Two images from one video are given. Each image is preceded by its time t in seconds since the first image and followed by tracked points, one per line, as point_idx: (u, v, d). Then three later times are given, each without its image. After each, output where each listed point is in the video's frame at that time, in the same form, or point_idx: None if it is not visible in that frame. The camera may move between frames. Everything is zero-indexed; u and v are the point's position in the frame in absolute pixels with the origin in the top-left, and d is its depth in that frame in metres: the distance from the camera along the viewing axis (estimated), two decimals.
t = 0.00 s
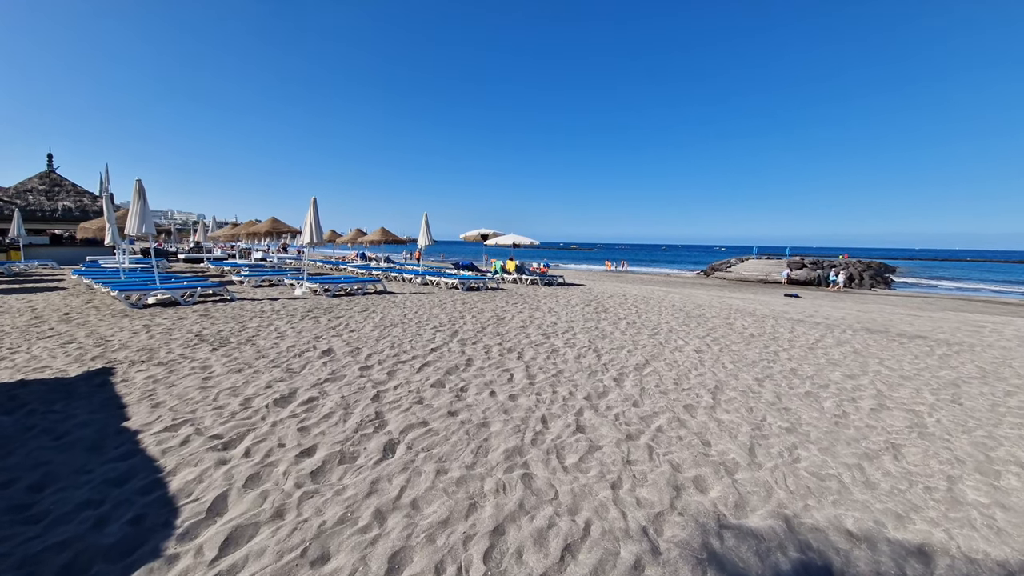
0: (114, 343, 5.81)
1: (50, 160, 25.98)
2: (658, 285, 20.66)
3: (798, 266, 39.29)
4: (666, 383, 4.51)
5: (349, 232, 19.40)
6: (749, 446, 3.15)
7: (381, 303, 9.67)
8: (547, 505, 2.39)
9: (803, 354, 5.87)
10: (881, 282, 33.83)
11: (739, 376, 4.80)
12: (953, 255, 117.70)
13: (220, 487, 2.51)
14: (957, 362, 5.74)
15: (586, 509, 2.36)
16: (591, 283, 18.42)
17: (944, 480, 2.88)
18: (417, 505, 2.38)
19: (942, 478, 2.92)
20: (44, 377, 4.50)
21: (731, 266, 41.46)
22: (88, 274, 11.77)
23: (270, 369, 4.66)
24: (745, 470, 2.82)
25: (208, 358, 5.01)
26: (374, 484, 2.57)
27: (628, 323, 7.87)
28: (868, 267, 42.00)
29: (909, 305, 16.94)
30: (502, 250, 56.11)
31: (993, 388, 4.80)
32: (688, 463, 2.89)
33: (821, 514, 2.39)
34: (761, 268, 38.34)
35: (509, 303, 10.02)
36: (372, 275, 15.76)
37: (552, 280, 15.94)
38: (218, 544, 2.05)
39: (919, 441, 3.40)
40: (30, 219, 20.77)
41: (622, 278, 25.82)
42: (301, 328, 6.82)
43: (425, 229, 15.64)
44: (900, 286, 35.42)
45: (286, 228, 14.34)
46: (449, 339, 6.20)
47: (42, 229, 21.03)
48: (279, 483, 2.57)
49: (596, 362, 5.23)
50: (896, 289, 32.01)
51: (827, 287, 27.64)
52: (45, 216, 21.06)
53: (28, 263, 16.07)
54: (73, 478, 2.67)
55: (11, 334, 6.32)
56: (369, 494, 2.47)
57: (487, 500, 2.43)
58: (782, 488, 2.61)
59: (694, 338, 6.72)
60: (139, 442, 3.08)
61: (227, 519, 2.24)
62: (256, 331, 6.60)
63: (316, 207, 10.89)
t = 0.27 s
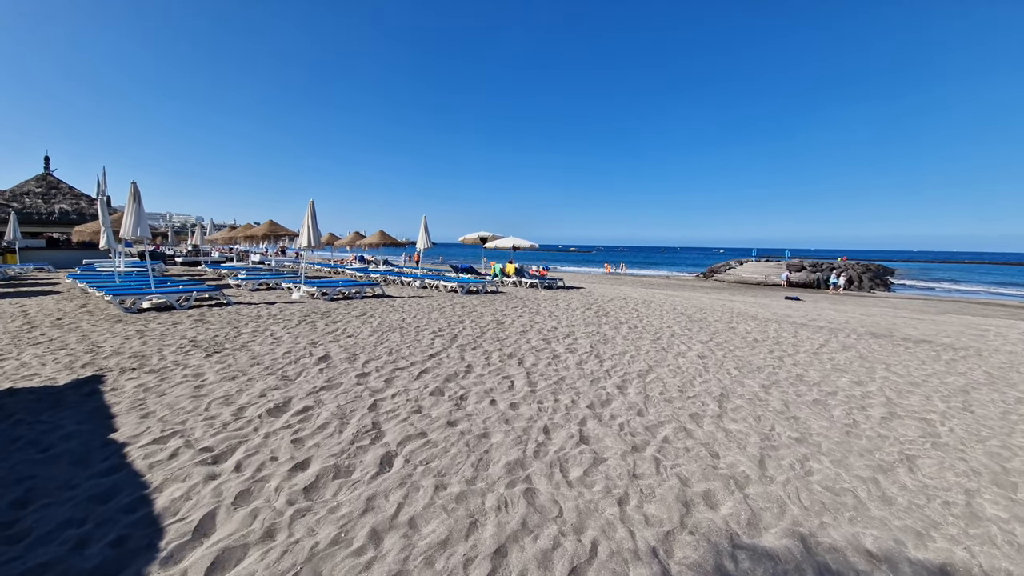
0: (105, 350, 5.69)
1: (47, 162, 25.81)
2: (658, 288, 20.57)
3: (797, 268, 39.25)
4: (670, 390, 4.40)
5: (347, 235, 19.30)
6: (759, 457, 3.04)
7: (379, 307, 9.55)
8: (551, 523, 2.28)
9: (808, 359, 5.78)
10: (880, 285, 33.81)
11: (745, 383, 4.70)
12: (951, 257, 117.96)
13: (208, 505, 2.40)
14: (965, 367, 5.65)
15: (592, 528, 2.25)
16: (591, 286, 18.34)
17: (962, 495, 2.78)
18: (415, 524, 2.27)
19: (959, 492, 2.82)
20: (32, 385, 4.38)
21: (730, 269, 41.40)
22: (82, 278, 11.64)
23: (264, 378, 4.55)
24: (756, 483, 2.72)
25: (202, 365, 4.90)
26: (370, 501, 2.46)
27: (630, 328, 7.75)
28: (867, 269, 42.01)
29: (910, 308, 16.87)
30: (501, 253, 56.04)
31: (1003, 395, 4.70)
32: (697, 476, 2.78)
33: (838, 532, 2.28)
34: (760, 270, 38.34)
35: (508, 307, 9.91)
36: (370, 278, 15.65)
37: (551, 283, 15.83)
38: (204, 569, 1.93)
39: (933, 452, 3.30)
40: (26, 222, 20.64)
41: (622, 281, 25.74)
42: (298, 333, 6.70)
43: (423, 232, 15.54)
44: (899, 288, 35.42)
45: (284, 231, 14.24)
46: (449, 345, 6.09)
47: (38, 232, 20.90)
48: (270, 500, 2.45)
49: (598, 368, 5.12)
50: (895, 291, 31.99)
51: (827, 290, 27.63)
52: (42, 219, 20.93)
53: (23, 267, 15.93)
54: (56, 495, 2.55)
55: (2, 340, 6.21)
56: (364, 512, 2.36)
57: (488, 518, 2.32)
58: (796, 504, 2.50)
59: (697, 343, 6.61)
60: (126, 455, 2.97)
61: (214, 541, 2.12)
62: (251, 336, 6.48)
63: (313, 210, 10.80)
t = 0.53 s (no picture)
0: (95, 353, 5.55)
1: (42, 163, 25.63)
2: (656, 289, 20.51)
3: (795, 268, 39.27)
4: (673, 394, 4.30)
5: (344, 236, 19.16)
6: (767, 465, 2.94)
7: (376, 308, 9.43)
8: (553, 538, 2.17)
9: (812, 361, 5.68)
10: (878, 285, 33.84)
11: (749, 386, 4.60)
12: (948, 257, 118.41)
13: (192, 520, 2.28)
14: (971, 369, 5.56)
15: (596, 542, 2.14)
16: (590, 287, 18.24)
17: (978, 503, 2.68)
18: (409, 538, 2.16)
19: (975, 501, 2.73)
20: (16, 390, 4.25)
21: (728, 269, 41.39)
22: (75, 279, 11.49)
23: (257, 382, 4.42)
24: (766, 492, 2.62)
25: (192, 369, 4.77)
26: (363, 513, 2.35)
27: (630, 329, 7.65)
28: (865, 270, 42.06)
29: (908, 309, 16.84)
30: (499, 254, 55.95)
31: (1012, 397, 4.61)
32: (704, 485, 2.68)
33: (853, 545, 2.18)
34: (758, 271, 38.34)
35: (507, 308, 9.80)
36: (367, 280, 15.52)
37: (550, 284, 15.73)
38: None
39: (945, 459, 3.20)
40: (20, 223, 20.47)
41: (621, 281, 25.68)
42: (292, 336, 6.57)
43: (421, 232, 15.42)
44: (897, 289, 35.45)
45: (280, 232, 14.10)
46: (446, 347, 5.97)
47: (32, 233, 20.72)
48: (258, 513, 2.34)
49: (599, 371, 5.01)
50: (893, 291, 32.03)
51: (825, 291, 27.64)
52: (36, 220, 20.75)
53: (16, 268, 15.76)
54: (32, 508, 2.43)
55: None
56: (356, 526, 2.24)
57: (487, 532, 2.21)
58: (808, 515, 2.40)
59: (699, 345, 6.51)
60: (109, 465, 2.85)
61: (197, 559, 2.01)
62: (245, 339, 6.35)
63: (309, 211, 10.67)
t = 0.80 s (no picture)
0: (80, 355, 5.40)
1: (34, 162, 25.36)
2: (654, 288, 20.43)
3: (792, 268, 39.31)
4: (675, 396, 4.18)
5: (340, 236, 18.99)
6: (775, 471, 2.83)
7: (371, 308, 9.28)
8: (553, 551, 2.05)
9: (814, 362, 5.58)
10: (875, 285, 33.90)
11: (752, 388, 4.49)
12: (943, 257, 119.00)
13: (169, 533, 2.15)
14: (976, 370, 5.48)
15: (599, 555, 2.02)
16: (588, 287, 18.13)
17: (994, 511, 2.58)
18: (400, 552, 2.03)
19: (990, 507, 2.63)
20: None
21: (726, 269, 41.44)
22: (64, 280, 11.29)
23: (246, 385, 4.29)
24: (776, 500, 2.50)
25: (180, 372, 4.62)
26: (351, 525, 2.21)
27: (629, 329, 7.54)
28: (862, 269, 42.17)
29: (907, 308, 16.82)
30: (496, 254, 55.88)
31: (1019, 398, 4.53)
32: (711, 493, 2.56)
33: (868, 558, 2.07)
34: (756, 271, 38.34)
35: (504, 308, 9.67)
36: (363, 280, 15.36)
37: (548, 283, 15.61)
38: None
39: (957, 465, 3.10)
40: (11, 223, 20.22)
41: (618, 281, 25.61)
42: (284, 336, 6.43)
43: (417, 232, 15.27)
44: (893, 288, 35.52)
45: (274, 231, 13.92)
46: (442, 348, 5.84)
47: (24, 233, 20.48)
48: (240, 525, 2.21)
49: (598, 373, 4.89)
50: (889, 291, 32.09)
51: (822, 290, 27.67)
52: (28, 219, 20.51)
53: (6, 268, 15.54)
54: None
55: None
56: (344, 539, 2.11)
57: (482, 546, 2.09)
58: (820, 525, 2.29)
59: (699, 345, 6.40)
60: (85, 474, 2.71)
61: None
62: (235, 340, 6.20)
63: (303, 210, 10.50)
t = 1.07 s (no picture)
0: (58, 359, 5.20)
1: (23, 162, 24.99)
2: (651, 289, 20.35)
3: (788, 269, 39.40)
4: (676, 400, 4.05)
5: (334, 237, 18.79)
6: (783, 481, 2.69)
7: (364, 310, 9.10)
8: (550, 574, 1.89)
9: (816, 364, 5.47)
10: (870, 286, 34.02)
11: (754, 391, 4.36)
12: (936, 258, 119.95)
13: (135, 556, 1.99)
14: (980, 372, 5.38)
15: None
16: (585, 288, 18.00)
17: (1014, 523, 2.46)
18: None
19: (1008, 519, 2.50)
20: None
21: (722, 270, 41.44)
22: (50, 281, 11.04)
23: (229, 391, 4.11)
24: (785, 513, 2.36)
25: (161, 378, 4.44)
26: (332, 545, 2.06)
27: (627, 331, 7.40)
28: (857, 270, 42.32)
29: (903, 309, 16.81)
30: (492, 255, 55.74)
31: None
32: (717, 506, 2.42)
33: None
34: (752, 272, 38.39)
35: (500, 310, 9.52)
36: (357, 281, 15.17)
37: (544, 285, 15.47)
38: None
39: (970, 473, 2.98)
40: None
41: (615, 282, 25.52)
42: (273, 339, 6.25)
43: (412, 232, 15.10)
44: (888, 289, 35.66)
45: (267, 231, 13.71)
46: (436, 351, 5.68)
47: (12, 234, 20.15)
48: (212, 546, 2.05)
49: (596, 376, 4.75)
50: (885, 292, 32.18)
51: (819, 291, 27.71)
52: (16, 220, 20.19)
53: None
54: None
55: None
56: (324, 561, 1.95)
57: (474, 568, 1.93)
58: (834, 541, 2.15)
59: (699, 347, 6.28)
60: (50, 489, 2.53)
61: None
62: (222, 343, 6.01)
63: (295, 210, 10.32)
